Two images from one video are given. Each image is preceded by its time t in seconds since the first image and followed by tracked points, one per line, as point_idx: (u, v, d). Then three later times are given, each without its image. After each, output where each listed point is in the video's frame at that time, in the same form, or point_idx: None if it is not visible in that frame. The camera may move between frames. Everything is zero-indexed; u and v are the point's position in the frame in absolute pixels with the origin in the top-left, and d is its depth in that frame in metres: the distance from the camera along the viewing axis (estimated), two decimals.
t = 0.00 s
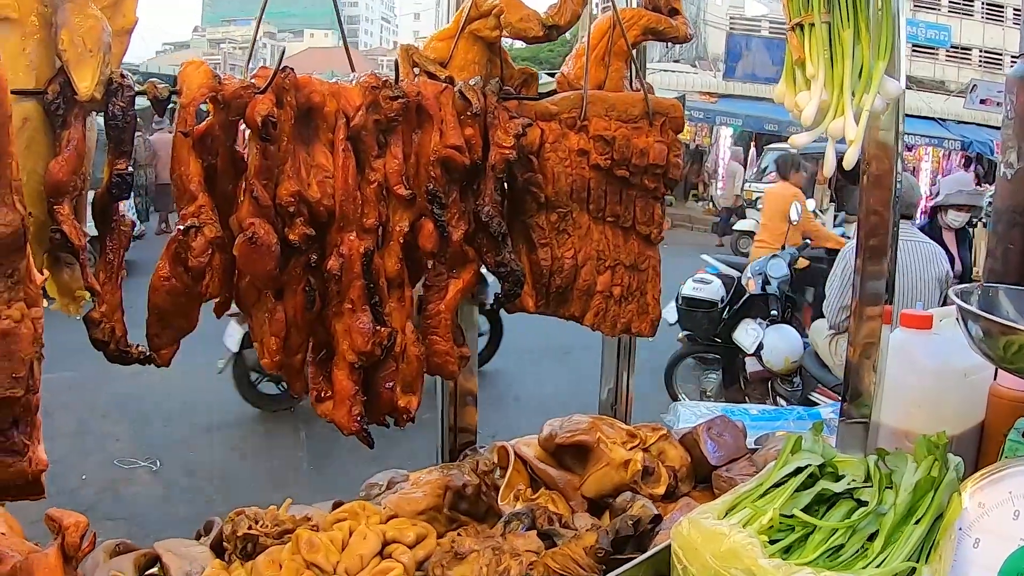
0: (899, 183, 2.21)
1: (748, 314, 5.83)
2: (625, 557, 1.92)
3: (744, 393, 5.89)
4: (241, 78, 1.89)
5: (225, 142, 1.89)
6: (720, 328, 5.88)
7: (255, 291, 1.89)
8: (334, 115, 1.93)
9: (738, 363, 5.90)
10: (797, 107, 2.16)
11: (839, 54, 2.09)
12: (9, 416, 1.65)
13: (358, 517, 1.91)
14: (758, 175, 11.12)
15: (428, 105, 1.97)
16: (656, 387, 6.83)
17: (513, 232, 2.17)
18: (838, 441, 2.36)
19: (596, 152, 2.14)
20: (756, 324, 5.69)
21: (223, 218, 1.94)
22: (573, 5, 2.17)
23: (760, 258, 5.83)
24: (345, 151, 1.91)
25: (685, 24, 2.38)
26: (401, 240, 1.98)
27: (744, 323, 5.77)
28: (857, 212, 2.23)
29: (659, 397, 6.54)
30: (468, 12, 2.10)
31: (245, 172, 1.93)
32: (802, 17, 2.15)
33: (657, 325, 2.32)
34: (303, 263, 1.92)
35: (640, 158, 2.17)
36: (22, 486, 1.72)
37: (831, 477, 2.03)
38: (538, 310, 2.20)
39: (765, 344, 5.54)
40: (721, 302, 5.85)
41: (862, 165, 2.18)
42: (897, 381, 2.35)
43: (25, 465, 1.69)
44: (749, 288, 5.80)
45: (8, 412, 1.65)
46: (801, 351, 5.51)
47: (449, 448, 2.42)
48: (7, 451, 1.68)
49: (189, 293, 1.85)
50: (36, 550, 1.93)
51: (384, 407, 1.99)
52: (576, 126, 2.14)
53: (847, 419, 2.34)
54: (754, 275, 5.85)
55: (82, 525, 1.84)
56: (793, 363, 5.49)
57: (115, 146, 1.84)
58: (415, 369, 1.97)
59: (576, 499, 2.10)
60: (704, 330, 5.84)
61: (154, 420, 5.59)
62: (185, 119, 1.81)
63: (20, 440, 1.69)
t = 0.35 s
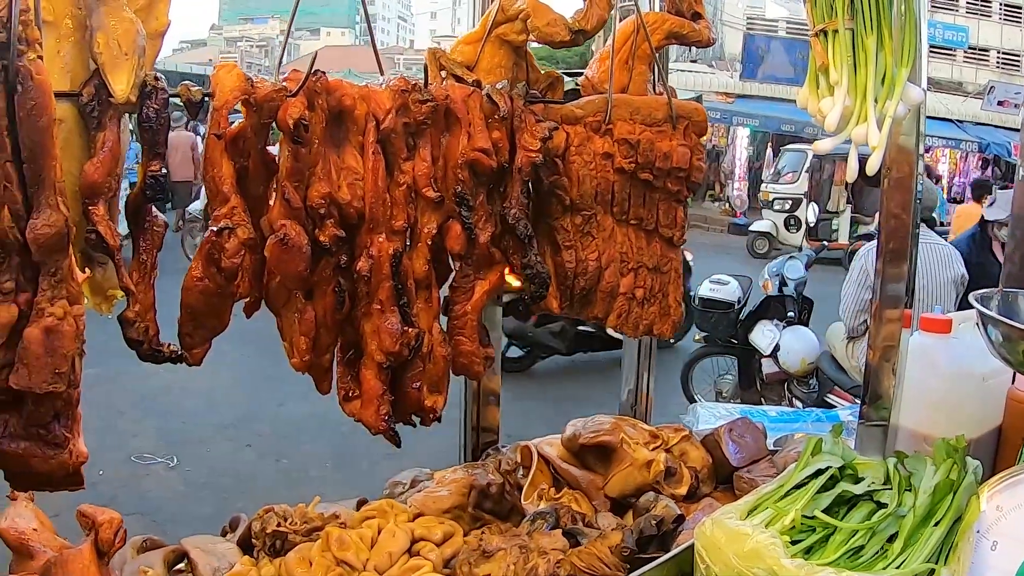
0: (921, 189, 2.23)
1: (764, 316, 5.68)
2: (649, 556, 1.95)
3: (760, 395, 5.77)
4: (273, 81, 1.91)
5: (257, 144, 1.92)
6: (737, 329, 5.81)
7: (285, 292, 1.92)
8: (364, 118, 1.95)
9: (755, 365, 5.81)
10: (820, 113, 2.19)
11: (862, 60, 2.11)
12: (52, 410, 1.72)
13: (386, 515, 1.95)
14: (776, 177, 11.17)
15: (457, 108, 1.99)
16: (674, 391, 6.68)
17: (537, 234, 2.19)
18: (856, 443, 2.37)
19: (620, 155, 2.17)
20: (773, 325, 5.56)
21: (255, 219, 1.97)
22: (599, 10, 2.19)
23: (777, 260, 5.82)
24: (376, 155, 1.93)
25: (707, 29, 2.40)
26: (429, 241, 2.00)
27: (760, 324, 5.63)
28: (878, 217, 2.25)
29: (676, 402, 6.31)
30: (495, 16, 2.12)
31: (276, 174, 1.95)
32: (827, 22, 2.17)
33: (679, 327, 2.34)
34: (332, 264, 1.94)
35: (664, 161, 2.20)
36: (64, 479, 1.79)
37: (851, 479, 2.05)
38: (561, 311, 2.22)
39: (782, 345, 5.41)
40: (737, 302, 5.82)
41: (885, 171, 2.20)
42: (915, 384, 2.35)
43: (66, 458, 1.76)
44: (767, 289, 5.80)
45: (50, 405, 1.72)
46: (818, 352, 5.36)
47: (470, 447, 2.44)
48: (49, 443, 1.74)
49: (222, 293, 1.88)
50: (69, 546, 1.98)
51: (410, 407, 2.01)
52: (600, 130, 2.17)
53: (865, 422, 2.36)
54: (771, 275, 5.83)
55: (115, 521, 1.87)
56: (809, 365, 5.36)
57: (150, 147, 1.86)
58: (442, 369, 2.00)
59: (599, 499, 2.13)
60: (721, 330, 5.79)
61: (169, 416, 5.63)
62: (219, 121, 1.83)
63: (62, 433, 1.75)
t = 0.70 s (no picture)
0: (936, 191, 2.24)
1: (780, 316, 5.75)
2: (663, 552, 1.98)
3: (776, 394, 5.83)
4: (294, 83, 1.93)
5: (279, 145, 1.94)
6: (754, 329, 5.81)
7: (307, 290, 1.94)
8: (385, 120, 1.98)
9: (770, 364, 5.84)
10: (836, 115, 2.20)
11: (878, 62, 2.12)
12: (72, 405, 1.63)
13: (405, 510, 1.97)
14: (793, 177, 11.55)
15: (476, 109, 2.02)
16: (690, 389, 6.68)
17: (555, 234, 2.21)
18: (870, 442, 2.43)
19: (637, 156, 2.19)
20: (789, 325, 5.58)
21: (277, 219, 2.00)
22: (616, 13, 2.21)
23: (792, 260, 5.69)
24: (396, 155, 1.96)
25: (724, 30, 2.41)
26: (448, 241, 2.03)
27: (777, 324, 5.66)
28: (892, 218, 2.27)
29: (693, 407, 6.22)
30: (513, 18, 2.14)
31: (298, 174, 1.98)
32: (843, 26, 2.18)
33: (694, 326, 2.36)
34: (353, 263, 1.97)
35: (680, 162, 2.22)
36: (84, 472, 1.69)
37: (864, 478, 2.07)
38: (578, 311, 2.24)
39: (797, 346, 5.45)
40: (754, 302, 5.81)
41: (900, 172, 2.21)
42: (929, 384, 2.34)
43: (86, 452, 1.68)
44: (782, 289, 5.71)
45: (70, 402, 1.64)
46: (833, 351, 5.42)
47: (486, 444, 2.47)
48: (69, 439, 1.65)
49: (244, 292, 1.89)
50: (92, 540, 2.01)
51: (429, 404, 2.04)
52: (617, 131, 2.19)
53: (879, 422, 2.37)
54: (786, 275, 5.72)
55: (139, 516, 1.90)
56: (824, 365, 5.40)
57: (175, 148, 1.88)
58: (460, 367, 2.03)
59: (614, 496, 2.15)
60: (737, 330, 5.80)
61: (186, 412, 5.67)
62: (241, 122, 1.86)
63: (83, 430, 1.65)
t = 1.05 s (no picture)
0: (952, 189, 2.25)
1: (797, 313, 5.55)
2: (680, 545, 2.01)
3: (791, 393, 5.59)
4: (319, 80, 1.96)
5: (303, 142, 1.97)
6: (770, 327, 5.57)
7: (330, 284, 1.97)
8: (408, 117, 2.00)
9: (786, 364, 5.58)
10: (853, 114, 2.23)
11: (894, 62, 2.14)
12: (104, 399, 1.68)
13: (426, 501, 2.00)
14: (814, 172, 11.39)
15: (497, 107, 2.05)
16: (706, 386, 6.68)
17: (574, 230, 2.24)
18: (886, 440, 2.46)
19: (656, 153, 2.21)
20: (804, 321, 5.40)
21: (301, 215, 2.03)
22: (635, 11, 2.23)
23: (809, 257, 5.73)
24: (418, 152, 1.99)
25: (742, 28, 2.42)
26: (470, 237, 2.06)
27: (794, 320, 5.47)
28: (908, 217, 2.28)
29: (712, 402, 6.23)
30: (534, 16, 2.17)
31: (322, 171, 2.01)
32: (859, 25, 2.19)
33: (712, 322, 2.37)
34: (376, 258, 1.99)
35: (698, 159, 2.24)
36: (115, 468, 1.74)
37: (879, 474, 2.08)
38: (598, 306, 2.26)
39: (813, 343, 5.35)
40: (770, 300, 5.55)
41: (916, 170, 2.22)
42: (944, 382, 2.33)
43: (118, 446, 1.72)
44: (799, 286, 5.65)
45: (103, 395, 1.69)
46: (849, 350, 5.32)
47: (504, 437, 2.50)
48: (101, 431, 1.71)
49: (269, 285, 1.92)
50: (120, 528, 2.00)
51: (450, 397, 2.07)
52: (637, 129, 2.21)
53: (894, 418, 2.44)
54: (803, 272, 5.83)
55: (166, 504, 1.89)
56: (841, 362, 5.31)
57: (201, 145, 1.90)
58: (481, 361, 2.06)
59: (632, 489, 2.18)
60: (752, 328, 5.57)
61: (201, 406, 5.71)
62: (267, 120, 1.89)
63: (114, 422, 1.71)
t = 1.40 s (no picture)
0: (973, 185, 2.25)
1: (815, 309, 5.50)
2: (702, 535, 2.04)
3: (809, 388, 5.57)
4: (347, 73, 1.99)
5: (331, 133, 1.99)
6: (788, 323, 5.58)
7: (357, 275, 1.99)
8: (435, 109, 2.02)
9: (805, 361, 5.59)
10: (875, 109, 2.23)
11: (917, 57, 2.15)
12: (141, 382, 1.74)
13: (451, 490, 2.02)
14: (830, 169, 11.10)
15: (523, 100, 2.06)
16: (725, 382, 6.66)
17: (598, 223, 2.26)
18: (905, 434, 2.45)
19: (679, 147, 2.23)
20: (822, 317, 5.37)
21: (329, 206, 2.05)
22: (660, 6, 2.24)
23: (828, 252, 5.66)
24: (445, 144, 2.00)
25: (764, 23, 2.42)
26: (495, 229, 2.08)
27: (812, 316, 5.44)
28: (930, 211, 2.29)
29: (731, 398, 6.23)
30: (558, 10, 2.18)
31: (350, 162, 2.03)
32: (883, 20, 2.21)
33: (734, 316, 2.38)
34: (403, 249, 2.01)
35: (721, 153, 2.25)
36: (150, 450, 1.79)
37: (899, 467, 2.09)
38: (620, 299, 2.28)
39: (831, 340, 5.27)
40: (788, 296, 5.59)
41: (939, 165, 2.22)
42: (964, 378, 2.29)
43: (154, 428, 1.77)
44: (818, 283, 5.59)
45: (139, 378, 1.74)
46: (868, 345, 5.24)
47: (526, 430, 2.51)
48: (137, 415, 1.76)
49: (298, 275, 1.94)
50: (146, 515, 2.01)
51: (475, 388, 2.09)
52: (660, 122, 2.23)
53: (915, 414, 2.44)
54: (821, 270, 5.66)
55: (194, 491, 1.90)
56: (859, 359, 5.21)
57: (231, 135, 1.92)
58: (505, 352, 2.08)
59: (654, 482, 2.20)
60: (771, 324, 5.61)
61: (216, 398, 5.73)
62: (296, 112, 1.90)
63: (150, 405, 1.76)
